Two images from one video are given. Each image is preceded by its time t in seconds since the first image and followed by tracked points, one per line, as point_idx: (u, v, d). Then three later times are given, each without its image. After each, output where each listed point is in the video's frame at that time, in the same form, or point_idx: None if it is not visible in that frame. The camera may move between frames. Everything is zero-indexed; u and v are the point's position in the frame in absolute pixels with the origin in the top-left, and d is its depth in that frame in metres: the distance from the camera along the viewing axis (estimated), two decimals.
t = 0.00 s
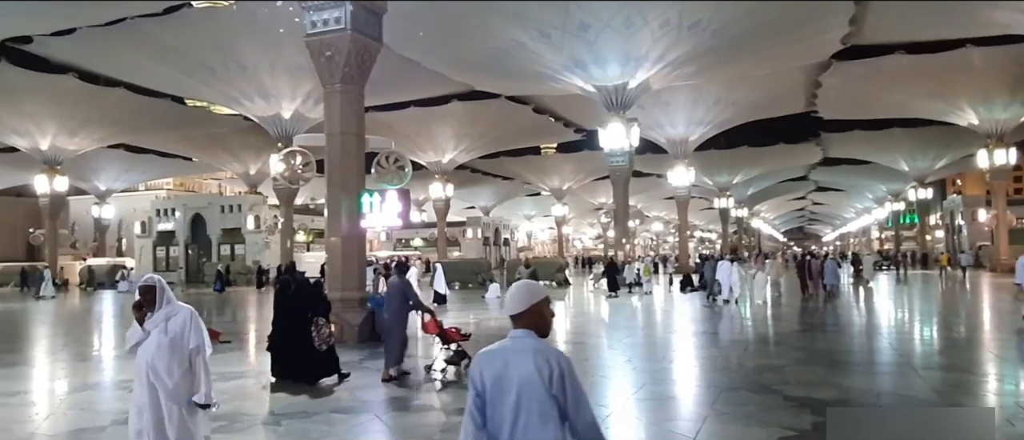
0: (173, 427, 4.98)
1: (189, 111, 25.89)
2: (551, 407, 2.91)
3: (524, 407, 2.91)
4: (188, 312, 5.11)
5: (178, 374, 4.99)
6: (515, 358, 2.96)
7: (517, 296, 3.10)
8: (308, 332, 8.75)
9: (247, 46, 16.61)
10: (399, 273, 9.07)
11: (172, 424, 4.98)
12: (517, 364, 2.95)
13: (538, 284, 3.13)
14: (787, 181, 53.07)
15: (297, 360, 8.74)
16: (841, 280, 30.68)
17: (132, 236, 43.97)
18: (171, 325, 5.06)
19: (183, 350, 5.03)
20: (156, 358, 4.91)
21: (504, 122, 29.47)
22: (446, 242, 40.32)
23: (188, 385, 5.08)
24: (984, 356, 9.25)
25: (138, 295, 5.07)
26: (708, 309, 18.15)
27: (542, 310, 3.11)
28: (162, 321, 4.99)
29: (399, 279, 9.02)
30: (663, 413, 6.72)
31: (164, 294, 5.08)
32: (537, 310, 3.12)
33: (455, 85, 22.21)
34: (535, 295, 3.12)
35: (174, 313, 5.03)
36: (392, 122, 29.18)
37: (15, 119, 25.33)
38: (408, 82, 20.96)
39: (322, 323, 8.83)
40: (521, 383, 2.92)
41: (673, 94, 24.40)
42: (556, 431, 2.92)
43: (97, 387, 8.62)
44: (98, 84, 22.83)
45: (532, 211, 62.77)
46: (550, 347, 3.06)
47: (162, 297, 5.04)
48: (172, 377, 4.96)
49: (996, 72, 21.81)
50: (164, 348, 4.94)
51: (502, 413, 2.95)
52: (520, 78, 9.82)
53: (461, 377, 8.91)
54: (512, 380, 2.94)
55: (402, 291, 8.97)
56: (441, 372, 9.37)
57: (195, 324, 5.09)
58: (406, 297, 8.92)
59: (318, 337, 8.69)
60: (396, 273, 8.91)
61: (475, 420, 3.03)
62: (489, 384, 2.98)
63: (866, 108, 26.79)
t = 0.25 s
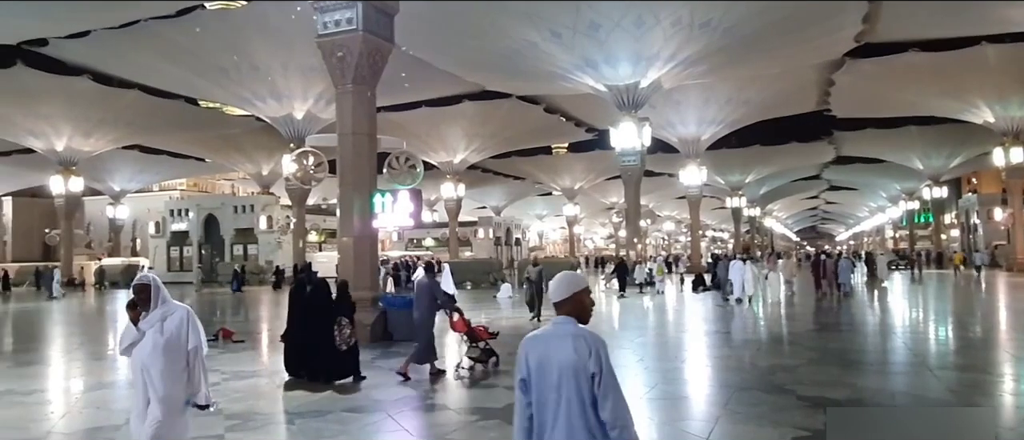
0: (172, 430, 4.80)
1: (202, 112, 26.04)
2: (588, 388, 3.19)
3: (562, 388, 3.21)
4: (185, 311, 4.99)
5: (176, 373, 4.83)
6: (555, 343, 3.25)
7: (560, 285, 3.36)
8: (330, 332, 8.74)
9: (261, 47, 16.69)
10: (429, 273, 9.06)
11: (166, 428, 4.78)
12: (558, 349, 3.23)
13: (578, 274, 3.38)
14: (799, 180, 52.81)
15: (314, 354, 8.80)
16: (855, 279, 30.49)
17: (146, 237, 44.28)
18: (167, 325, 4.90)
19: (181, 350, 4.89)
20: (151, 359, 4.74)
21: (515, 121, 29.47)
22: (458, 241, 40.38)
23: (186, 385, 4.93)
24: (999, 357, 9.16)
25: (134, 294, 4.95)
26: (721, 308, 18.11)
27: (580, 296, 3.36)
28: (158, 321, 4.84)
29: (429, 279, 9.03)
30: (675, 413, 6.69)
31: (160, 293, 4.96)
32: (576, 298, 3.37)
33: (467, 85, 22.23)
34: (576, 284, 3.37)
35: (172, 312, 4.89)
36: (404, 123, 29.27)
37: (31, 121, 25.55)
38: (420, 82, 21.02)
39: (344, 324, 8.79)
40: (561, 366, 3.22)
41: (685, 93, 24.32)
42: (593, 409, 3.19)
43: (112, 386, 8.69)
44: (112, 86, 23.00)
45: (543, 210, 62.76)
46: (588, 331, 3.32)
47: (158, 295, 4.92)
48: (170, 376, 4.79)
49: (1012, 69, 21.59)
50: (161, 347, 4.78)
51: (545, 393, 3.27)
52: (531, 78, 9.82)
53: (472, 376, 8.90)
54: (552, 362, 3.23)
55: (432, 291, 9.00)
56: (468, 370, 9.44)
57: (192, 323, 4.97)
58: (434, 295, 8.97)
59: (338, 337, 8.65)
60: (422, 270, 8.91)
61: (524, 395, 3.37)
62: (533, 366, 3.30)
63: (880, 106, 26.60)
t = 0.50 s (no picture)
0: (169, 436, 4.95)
1: (220, 114, 26.25)
2: (631, 382, 3.49)
3: (607, 381, 3.51)
4: (184, 317, 5.08)
5: (173, 382, 4.95)
6: (603, 339, 3.56)
7: (613, 286, 3.68)
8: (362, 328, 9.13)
9: (279, 49, 16.80)
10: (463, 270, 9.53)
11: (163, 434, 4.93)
12: (604, 344, 3.55)
13: (630, 279, 3.69)
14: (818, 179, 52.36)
15: (339, 354, 8.95)
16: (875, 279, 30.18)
17: (166, 237, 44.69)
18: (166, 332, 4.99)
19: (179, 357, 4.99)
20: (148, 366, 4.86)
21: (531, 121, 29.45)
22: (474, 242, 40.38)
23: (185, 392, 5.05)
24: None
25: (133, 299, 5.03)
26: (739, 308, 18.00)
27: (631, 299, 3.69)
28: (156, 328, 4.93)
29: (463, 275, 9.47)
30: (692, 414, 6.66)
31: (160, 298, 5.04)
32: (624, 300, 3.68)
33: (483, 86, 22.24)
34: (627, 287, 3.69)
35: (170, 319, 4.98)
36: (420, 123, 29.37)
37: (53, 123, 25.86)
38: (437, 82, 21.06)
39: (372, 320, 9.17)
40: (607, 362, 3.52)
41: (703, 93, 24.20)
42: (630, 402, 3.50)
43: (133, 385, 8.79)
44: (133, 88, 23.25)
45: (560, 210, 62.65)
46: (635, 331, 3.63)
47: (157, 301, 4.99)
48: (167, 384, 4.91)
49: None
50: (157, 354, 4.87)
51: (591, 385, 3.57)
52: (548, 78, 9.83)
53: (489, 377, 8.91)
54: (598, 356, 3.56)
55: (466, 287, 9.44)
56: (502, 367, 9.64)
57: (191, 331, 5.07)
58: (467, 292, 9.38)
59: (370, 333, 8.97)
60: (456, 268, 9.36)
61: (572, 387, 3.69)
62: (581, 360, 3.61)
63: (901, 104, 26.32)
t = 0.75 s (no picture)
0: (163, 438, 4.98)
1: (238, 114, 26.42)
2: (675, 366, 4.02)
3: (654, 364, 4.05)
4: (184, 319, 5.08)
5: (169, 385, 4.97)
6: (653, 329, 4.09)
7: (661, 282, 4.18)
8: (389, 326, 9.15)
9: (296, 49, 16.88)
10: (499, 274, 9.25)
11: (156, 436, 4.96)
12: (656, 334, 4.08)
13: (678, 275, 4.19)
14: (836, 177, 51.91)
15: (363, 353, 9.09)
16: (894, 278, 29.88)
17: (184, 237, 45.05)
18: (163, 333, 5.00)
19: (176, 359, 5.00)
20: (143, 366, 4.88)
21: (547, 121, 29.41)
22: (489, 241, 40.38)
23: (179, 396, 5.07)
24: None
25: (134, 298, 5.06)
26: (757, 307, 17.88)
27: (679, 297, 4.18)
28: (154, 328, 4.95)
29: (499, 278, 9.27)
30: (708, 415, 6.63)
31: (161, 298, 5.06)
32: (671, 295, 4.18)
33: (498, 85, 22.23)
34: (676, 283, 4.19)
35: (168, 321, 4.99)
36: (435, 123, 29.43)
37: (74, 125, 26.15)
38: (453, 82, 21.08)
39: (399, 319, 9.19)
40: (656, 349, 4.06)
41: (719, 91, 24.07)
42: (678, 384, 4.02)
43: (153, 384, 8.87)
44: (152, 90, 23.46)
45: (575, 209, 62.52)
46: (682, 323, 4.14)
47: (157, 301, 5.02)
48: (161, 388, 4.92)
49: None
50: (152, 356, 4.89)
51: (639, 369, 4.11)
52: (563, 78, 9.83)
53: (505, 376, 8.91)
54: (650, 344, 4.07)
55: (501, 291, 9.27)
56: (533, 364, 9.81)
57: (191, 334, 5.07)
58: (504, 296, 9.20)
59: (398, 332, 9.06)
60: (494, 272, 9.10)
61: (622, 370, 4.25)
62: (630, 346, 4.16)
63: (920, 102, 26.05)
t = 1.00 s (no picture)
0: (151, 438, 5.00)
1: (255, 115, 26.60)
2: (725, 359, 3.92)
3: (702, 358, 3.92)
4: (178, 315, 5.10)
5: (161, 383, 4.99)
6: (698, 324, 3.97)
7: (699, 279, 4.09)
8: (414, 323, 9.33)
9: (313, 50, 16.96)
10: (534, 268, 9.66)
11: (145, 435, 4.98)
12: (701, 328, 3.96)
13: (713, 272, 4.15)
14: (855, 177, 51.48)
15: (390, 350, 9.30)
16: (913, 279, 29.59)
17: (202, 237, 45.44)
18: (158, 330, 5.03)
19: (167, 359, 5.01)
20: (135, 363, 4.92)
21: (562, 120, 29.36)
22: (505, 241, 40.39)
23: (171, 393, 5.08)
24: None
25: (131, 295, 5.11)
26: (774, 308, 17.78)
27: (716, 292, 4.11)
28: (148, 325, 4.98)
29: (534, 272, 9.61)
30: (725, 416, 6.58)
31: (156, 294, 5.09)
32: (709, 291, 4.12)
33: (514, 85, 22.23)
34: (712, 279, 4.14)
35: (162, 318, 5.02)
36: (451, 123, 29.47)
37: (95, 126, 26.43)
38: (468, 82, 21.10)
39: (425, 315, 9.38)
40: (702, 343, 3.93)
41: (736, 90, 23.92)
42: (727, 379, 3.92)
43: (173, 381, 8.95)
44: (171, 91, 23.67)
45: (591, 209, 62.43)
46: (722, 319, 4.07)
47: (152, 299, 5.05)
48: (154, 386, 4.96)
49: None
50: (147, 353, 4.93)
51: (686, 364, 3.95)
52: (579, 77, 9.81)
53: (521, 375, 8.90)
54: (696, 339, 3.94)
55: (537, 284, 9.58)
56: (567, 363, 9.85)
57: (184, 329, 5.06)
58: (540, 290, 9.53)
59: (424, 329, 9.19)
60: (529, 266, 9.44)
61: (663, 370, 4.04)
62: (674, 343, 4.00)
63: (940, 100, 25.76)
